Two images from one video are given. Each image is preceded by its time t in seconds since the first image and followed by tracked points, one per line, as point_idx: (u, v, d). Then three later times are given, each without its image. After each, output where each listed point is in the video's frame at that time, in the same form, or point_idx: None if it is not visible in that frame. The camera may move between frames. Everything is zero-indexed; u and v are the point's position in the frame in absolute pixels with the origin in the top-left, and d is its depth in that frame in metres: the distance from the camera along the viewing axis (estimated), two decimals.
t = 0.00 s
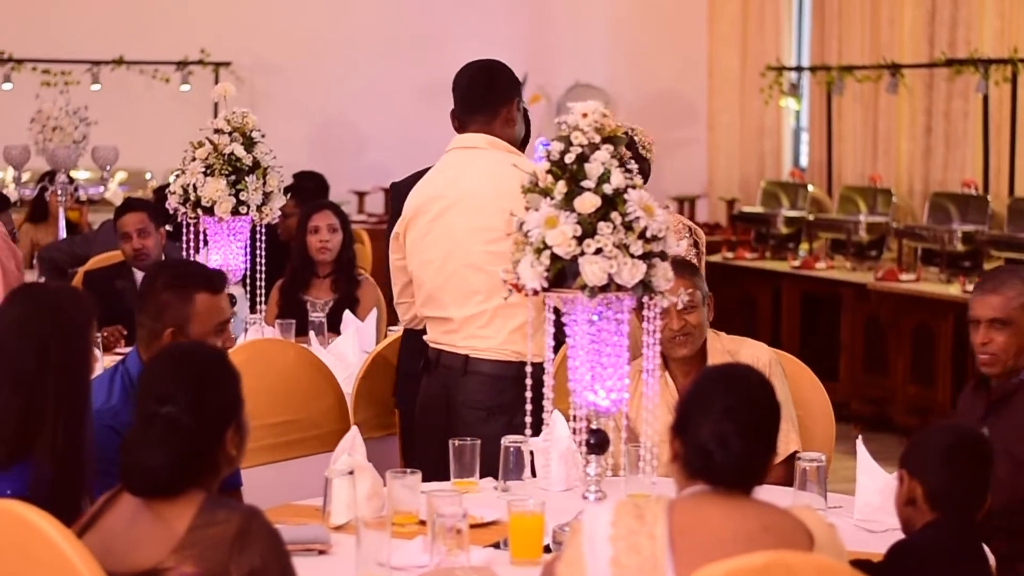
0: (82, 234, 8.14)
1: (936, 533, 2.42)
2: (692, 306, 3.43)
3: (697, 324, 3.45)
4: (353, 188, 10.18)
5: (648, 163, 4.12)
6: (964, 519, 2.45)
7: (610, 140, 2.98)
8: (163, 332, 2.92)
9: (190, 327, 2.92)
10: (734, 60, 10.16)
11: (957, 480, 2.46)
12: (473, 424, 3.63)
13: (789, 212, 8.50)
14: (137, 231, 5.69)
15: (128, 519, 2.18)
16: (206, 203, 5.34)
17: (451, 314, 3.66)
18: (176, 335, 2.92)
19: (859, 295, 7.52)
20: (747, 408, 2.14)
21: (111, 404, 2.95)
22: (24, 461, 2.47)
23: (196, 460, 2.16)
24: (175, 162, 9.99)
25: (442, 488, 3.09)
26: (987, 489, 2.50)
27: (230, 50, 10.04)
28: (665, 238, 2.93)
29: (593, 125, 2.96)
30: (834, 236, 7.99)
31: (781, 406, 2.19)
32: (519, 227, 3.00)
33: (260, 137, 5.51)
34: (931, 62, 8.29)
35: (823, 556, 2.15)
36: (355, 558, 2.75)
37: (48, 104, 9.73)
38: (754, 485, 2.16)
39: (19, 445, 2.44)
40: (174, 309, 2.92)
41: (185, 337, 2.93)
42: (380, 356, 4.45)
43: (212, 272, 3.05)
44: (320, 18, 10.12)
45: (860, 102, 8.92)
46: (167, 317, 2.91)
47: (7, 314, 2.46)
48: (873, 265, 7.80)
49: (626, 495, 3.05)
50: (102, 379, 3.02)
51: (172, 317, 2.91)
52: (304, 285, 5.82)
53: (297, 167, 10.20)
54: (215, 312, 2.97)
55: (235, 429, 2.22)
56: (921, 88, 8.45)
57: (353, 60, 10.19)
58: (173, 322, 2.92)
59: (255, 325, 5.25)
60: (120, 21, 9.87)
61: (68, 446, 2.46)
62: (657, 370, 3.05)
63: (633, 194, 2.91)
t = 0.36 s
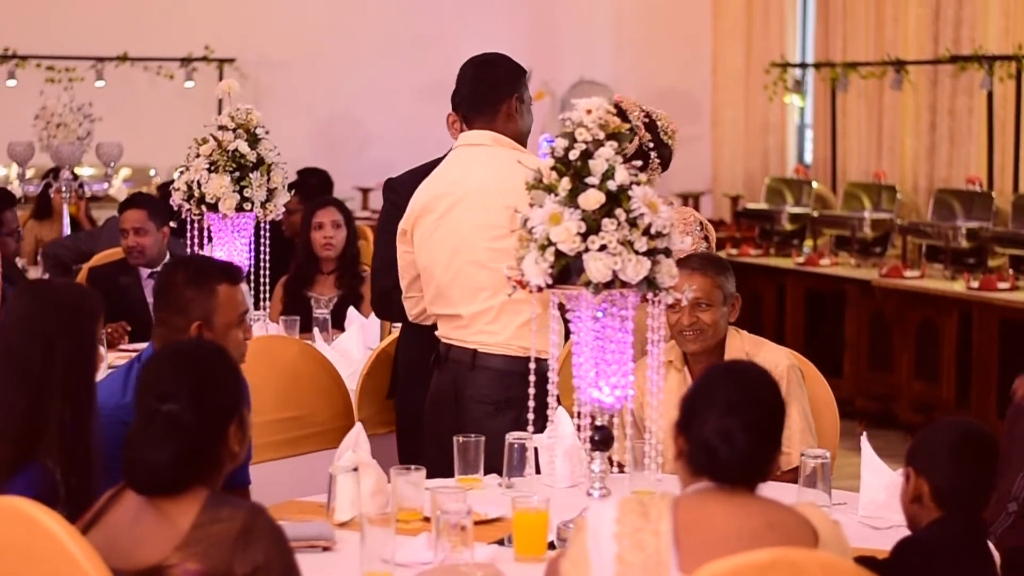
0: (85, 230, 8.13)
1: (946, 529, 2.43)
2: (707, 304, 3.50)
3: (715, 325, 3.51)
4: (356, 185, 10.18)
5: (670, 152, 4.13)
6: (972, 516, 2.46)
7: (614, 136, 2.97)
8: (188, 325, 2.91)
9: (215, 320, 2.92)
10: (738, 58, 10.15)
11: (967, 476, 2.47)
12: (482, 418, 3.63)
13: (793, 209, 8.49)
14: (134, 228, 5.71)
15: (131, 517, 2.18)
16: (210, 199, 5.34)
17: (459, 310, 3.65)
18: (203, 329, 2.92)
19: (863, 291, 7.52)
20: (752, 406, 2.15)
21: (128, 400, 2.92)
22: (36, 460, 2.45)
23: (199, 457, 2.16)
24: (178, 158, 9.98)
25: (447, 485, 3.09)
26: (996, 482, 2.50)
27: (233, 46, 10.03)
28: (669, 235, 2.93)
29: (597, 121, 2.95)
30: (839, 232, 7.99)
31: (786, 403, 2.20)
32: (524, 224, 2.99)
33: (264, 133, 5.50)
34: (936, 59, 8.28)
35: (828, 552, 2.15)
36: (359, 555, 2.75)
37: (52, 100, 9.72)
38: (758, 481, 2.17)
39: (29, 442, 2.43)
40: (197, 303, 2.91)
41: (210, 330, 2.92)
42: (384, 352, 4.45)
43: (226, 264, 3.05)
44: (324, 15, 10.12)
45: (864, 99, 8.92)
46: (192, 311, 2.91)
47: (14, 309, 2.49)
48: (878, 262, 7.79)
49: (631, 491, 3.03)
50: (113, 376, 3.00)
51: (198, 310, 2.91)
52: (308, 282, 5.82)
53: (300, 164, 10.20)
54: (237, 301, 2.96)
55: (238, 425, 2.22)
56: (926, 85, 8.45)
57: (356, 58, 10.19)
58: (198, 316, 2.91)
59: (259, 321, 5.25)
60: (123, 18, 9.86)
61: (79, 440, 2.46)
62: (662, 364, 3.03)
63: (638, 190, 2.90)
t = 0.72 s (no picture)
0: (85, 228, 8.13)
1: (947, 526, 2.42)
2: (718, 307, 3.47)
3: (730, 327, 3.48)
4: (357, 182, 10.18)
5: (695, 143, 3.94)
6: (974, 514, 2.47)
7: (613, 133, 2.96)
8: (179, 315, 2.94)
9: (206, 307, 2.95)
10: (739, 56, 10.19)
11: (971, 474, 2.47)
12: (473, 412, 3.61)
13: (793, 206, 8.49)
14: (134, 226, 5.71)
15: (131, 513, 2.19)
16: (210, 196, 5.34)
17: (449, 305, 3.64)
18: (195, 317, 2.95)
19: (864, 287, 7.51)
20: (752, 403, 2.15)
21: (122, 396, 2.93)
22: (37, 458, 2.47)
23: (198, 455, 2.16)
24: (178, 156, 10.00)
25: (447, 482, 3.09)
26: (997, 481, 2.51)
27: (235, 44, 10.04)
28: (669, 232, 2.91)
29: (597, 118, 2.95)
30: (838, 228, 7.96)
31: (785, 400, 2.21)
32: (523, 220, 2.98)
33: (264, 130, 5.50)
34: (936, 55, 8.26)
35: (827, 549, 2.15)
36: (359, 552, 2.76)
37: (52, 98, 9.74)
38: (757, 478, 2.17)
39: (31, 440, 2.45)
40: (186, 292, 2.94)
41: (200, 318, 2.95)
42: (384, 349, 4.44)
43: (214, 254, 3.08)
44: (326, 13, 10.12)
45: (864, 96, 8.92)
46: (183, 300, 2.94)
47: (8, 309, 2.50)
48: (878, 258, 7.80)
49: (631, 488, 3.01)
50: (104, 371, 3.00)
51: (188, 298, 2.94)
52: (308, 279, 5.82)
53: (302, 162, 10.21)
54: (224, 287, 2.99)
55: (236, 422, 2.22)
56: (926, 81, 8.43)
57: (358, 56, 10.18)
58: (189, 304, 2.94)
59: (260, 319, 5.25)
60: (123, 15, 9.86)
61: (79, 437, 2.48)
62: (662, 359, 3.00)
63: (637, 187, 2.89)
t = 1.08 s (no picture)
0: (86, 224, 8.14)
1: (947, 521, 2.42)
2: (718, 298, 3.50)
3: (735, 325, 3.50)
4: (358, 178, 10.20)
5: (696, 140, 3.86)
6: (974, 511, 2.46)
7: (613, 129, 2.92)
8: (155, 300, 2.99)
9: (181, 290, 3.00)
10: (740, 53, 10.23)
11: (973, 471, 2.47)
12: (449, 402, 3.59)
13: (794, 202, 8.47)
14: (138, 223, 5.71)
15: (131, 510, 2.19)
16: (210, 193, 5.33)
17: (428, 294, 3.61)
18: (171, 301, 3.00)
19: (864, 284, 7.51)
20: (752, 401, 2.15)
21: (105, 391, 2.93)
22: (35, 458, 2.48)
23: (198, 452, 2.17)
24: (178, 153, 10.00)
25: (447, 478, 3.08)
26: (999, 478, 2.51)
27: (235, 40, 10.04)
28: (670, 228, 2.89)
29: (597, 114, 2.90)
30: (839, 225, 7.97)
31: (785, 397, 2.21)
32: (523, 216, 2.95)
33: (264, 127, 5.49)
34: (936, 51, 8.25)
35: (828, 545, 2.15)
36: (360, 550, 2.75)
37: (52, 95, 9.76)
38: (758, 474, 2.17)
39: (29, 440, 2.46)
40: (160, 278, 2.99)
41: (176, 302, 3.00)
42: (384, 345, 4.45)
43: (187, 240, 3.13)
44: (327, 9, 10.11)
45: (865, 92, 8.92)
46: (157, 285, 2.98)
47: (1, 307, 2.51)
48: (879, 254, 7.78)
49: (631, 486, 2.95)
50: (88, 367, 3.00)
51: (163, 281, 2.98)
52: (308, 276, 5.82)
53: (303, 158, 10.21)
54: (198, 271, 3.04)
55: (236, 418, 2.22)
56: (926, 77, 8.42)
57: (360, 53, 10.17)
58: (163, 288, 2.99)
59: (260, 315, 5.25)
60: (124, 12, 9.86)
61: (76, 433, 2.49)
62: (662, 356, 2.97)
63: (637, 183, 2.87)
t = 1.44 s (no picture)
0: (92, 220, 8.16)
1: (960, 513, 2.42)
2: (737, 288, 3.57)
3: (754, 319, 3.51)
4: (364, 173, 10.22)
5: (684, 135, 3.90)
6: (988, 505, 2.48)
7: (620, 123, 2.91)
8: (151, 291, 2.99)
9: (179, 284, 3.00)
10: (746, 48, 10.19)
11: (980, 465, 2.49)
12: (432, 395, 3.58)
13: (800, 196, 8.50)
14: (145, 217, 5.72)
15: (138, 505, 2.20)
16: (217, 187, 5.34)
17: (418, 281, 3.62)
18: (167, 292, 2.99)
19: (871, 278, 7.52)
20: (757, 395, 2.15)
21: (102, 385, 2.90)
22: (43, 452, 2.51)
23: (204, 448, 2.17)
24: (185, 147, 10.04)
25: (453, 473, 3.07)
26: (1008, 473, 2.52)
27: (241, 35, 10.07)
28: (676, 222, 2.88)
29: (604, 109, 2.89)
30: (845, 219, 7.98)
31: (791, 391, 2.20)
32: (529, 211, 2.95)
33: (270, 122, 5.53)
34: (942, 46, 8.25)
35: (835, 540, 2.16)
36: (366, 545, 2.75)
37: (59, 89, 9.82)
38: (764, 469, 2.17)
39: (37, 434, 2.48)
40: (159, 268, 2.99)
41: (173, 294, 2.99)
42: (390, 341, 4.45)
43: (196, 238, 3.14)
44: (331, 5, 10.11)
45: (872, 87, 8.92)
46: (155, 275, 2.98)
47: (5, 301, 2.51)
48: (885, 249, 7.79)
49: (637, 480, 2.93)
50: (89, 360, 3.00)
51: (161, 273, 2.98)
52: (314, 270, 5.82)
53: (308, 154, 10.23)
54: (197, 265, 3.04)
55: (241, 412, 2.22)
56: (933, 72, 8.42)
57: (365, 48, 10.17)
58: (162, 279, 2.99)
59: (266, 311, 5.25)
60: (130, 9, 9.92)
61: (84, 425, 2.51)
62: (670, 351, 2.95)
63: (644, 177, 2.86)
